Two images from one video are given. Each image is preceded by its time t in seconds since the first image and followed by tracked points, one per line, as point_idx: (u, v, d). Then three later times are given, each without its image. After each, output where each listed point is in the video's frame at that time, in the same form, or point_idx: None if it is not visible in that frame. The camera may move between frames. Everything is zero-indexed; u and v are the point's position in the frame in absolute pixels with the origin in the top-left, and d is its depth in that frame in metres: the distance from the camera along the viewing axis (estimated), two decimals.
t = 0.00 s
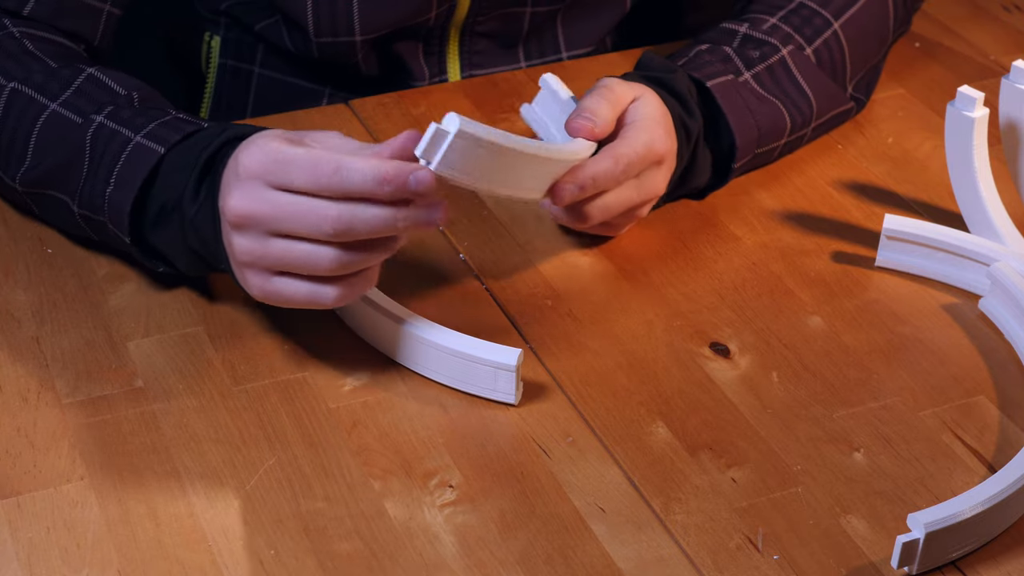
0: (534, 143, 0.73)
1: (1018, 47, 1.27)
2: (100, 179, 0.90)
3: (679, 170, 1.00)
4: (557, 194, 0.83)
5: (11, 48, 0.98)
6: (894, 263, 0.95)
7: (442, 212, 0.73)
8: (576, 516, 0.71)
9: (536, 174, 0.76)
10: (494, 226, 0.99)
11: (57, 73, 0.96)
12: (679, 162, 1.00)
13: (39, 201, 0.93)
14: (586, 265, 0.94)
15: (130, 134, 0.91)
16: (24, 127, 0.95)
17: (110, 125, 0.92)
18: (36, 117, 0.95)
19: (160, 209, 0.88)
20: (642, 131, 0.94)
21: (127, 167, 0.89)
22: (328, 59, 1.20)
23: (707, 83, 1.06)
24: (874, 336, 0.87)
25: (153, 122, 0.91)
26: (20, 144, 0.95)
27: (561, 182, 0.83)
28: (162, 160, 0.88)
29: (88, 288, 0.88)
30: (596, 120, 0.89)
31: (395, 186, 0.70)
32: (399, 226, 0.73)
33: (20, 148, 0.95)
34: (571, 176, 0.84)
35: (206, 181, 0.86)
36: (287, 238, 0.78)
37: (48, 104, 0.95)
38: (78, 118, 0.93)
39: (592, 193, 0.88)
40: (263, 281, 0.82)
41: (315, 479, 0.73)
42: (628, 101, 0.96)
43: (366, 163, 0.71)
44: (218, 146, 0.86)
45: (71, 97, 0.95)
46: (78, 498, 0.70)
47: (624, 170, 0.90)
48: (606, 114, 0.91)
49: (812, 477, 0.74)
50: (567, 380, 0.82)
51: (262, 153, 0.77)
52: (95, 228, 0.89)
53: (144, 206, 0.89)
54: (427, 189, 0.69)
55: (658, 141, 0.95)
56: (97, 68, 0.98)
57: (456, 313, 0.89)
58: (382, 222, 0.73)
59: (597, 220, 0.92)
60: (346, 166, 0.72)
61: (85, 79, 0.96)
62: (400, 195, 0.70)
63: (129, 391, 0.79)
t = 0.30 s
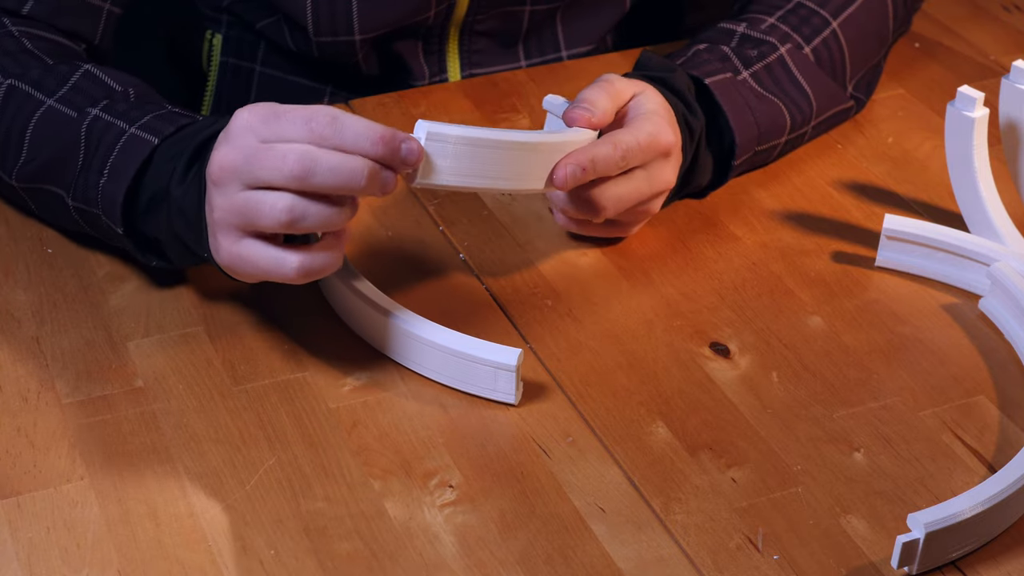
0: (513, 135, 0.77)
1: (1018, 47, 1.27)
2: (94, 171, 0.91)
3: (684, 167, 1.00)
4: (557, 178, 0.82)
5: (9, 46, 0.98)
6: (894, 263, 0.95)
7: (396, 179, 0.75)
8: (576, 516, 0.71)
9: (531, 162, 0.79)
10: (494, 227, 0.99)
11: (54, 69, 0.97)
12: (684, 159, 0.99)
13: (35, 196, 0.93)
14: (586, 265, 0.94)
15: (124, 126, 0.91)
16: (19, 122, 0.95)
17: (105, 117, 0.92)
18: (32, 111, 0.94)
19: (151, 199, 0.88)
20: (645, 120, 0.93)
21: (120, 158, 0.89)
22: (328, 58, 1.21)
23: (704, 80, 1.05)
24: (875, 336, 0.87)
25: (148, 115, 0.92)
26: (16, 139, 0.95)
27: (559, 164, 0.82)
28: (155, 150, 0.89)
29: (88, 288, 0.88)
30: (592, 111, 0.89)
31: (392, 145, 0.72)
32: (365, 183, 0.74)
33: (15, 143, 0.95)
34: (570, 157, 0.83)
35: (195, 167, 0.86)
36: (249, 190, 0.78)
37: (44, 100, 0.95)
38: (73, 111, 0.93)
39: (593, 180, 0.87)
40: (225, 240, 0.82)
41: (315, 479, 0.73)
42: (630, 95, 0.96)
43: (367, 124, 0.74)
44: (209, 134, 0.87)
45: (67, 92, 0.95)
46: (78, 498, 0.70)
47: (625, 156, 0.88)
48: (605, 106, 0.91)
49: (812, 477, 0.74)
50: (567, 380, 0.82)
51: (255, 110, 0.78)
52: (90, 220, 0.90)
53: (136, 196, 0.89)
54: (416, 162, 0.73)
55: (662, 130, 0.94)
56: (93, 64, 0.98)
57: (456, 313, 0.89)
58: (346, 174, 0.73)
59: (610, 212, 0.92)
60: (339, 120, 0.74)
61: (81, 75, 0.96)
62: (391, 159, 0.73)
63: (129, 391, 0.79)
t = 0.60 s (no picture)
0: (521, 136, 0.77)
1: (1018, 47, 1.27)
2: (95, 166, 0.91)
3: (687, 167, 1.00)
4: (563, 177, 0.82)
5: (9, 45, 0.98)
6: (894, 263, 0.95)
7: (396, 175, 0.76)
8: (576, 516, 0.71)
9: (537, 162, 0.80)
10: (495, 227, 0.99)
11: (54, 66, 0.97)
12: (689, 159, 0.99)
13: (36, 192, 0.93)
14: (586, 265, 0.94)
15: (125, 121, 0.91)
16: (20, 119, 0.95)
17: (106, 112, 0.92)
18: (32, 108, 0.94)
19: (153, 194, 0.88)
20: (657, 121, 0.93)
21: (121, 153, 0.89)
22: (320, 58, 1.21)
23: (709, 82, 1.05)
24: (875, 336, 0.87)
25: (149, 110, 0.92)
26: (16, 135, 0.95)
27: (566, 163, 0.82)
28: (156, 145, 0.89)
29: (88, 288, 0.88)
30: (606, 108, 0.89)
31: (398, 142, 0.73)
32: (363, 178, 0.74)
33: (15, 140, 0.94)
34: (578, 156, 0.83)
35: (195, 161, 0.86)
36: (248, 182, 0.77)
37: (45, 96, 0.95)
38: (74, 107, 0.93)
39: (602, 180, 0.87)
40: (224, 233, 0.82)
41: (314, 479, 0.73)
42: (644, 94, 0.96)
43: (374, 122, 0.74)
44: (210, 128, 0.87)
45: (68, 88, 0.95)
46: (78, 498, 0.70)
47: (633, 156, 0.88)
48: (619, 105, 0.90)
49: (812, 477, 0.74)
50: (567, 380, 0.82)
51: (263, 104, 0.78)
52: (90, 215, 0.90)
53: (137, 192, 0.89)
54: (422, 160, 0.74)
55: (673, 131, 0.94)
56: (93, 60, 0.98)
57: (456, 313, 0.89)
58: (348, 169, 0.74)
59: (615, 209, 0.92)
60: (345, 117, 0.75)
61: (82, 72, 0.96)
62: (396, 155, 0.74)
63: (129, 391, 0.79)
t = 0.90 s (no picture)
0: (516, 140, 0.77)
1: (1018, 47, 1.27)
2: (98, 171, 0.91)
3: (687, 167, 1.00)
4: (563, 177, 0.82)
5: (11, 45, 0.98)
6: (894, 263, 0.95)
7: (399, 191, 0.76)
8: (576, 516, 0.71)
9: (534, 163, 0.79)
10: (494, 227, 0.99)
11: (57, 68, 0.97)
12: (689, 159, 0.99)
13: (37, 195, 0.93)
14: (586, 265, 0.94)
15: (129, 126, 0.91)
16: (23, 122, 0.95)
17: (110, 117, 0.92)
18: (35, 111, 0.94)
19: (156, 200, 0.88)
20: (657, 119, 0.93)
21: (125, 158, 0.89)
22: (320, 57, 1.21)
23: (708, 80, 1.05)
24: (874, 336, 0.87)
25: (153, 115, 0.92)
26: (19, 138, 0.95)
27: (566, 163, 0.82)
28: (160, 152, 0.89)
29: (88, 288, 0.88)
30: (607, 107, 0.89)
31: (398, 156, 0.73)
32: (368, 194, 0.74)
33: (18, 143, 0.94)
34: (575, 157, 0.82)
35: (199, 173, 0.87)
36: (256, 199, 0.78)
37: (48, 99, 0.95)
38: (78, 111, 0.93)
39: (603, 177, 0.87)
40: (232, 247, 0.82)
41: (314, 479, 0.73)
42: (643, 94, 0.96)
43: (374, 136, 0.74)
44: (215, 138, 0.88)
45: (71, 91, 0.95)
46: (78, 498, 0.70)
47: (632, 155, 0.88)
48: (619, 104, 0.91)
49: (812, 477, 0.74)
50: (567, 380, 0.82)
51: (266, 120, 0.78)
52: (92, 220, 0.90)
53: (140, 198, 0.89)
54: (421, 167, 0.73)
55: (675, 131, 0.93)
56: (96, 64, 0.99)
57: (456, 313, 0.89)
58: (351, 184, 0.73)
59: (615, 209, 0.92)
60: (348, 133, 0.74)
61: (86, 75, 0.96)
62: (398, 168, 0.73)
63: (129, 391, 0.79)
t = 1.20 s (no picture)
0: (516, 149, 0.76)
1: (1018, 48, 1.27)
2: (102, 175, 0.91)
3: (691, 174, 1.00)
4: (555, 198, 0.85)
5: (12, 47, 0.98)
6: (894, 263, 0.95)
7: (405, 203, 0.76)
8: (576, 516, 0.71)
9: (520, 176, 0.79)
10: (494, 227, 0.99)
11: (60, 71, 0.97)
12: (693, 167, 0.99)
13: (38, 198, 0.93)
14: (586, 265, 0.94)
15: (134, 131, 0.91)
16: (25, 125, 0.95)
17: (114, 121, 0.92)
18: (38, 114, 0.94)
19: (160, 205, 0.88)
20: (658, 136, 0.93)
21: (129, 163, 0.90)
22: (314, 57, 1.21)
23: (718, 86, 1.05)
24: (874, 336, 0.87)
25: (157, 120, 0.92)
26: (21, 141, 0.95)
27: (557, 187, 0.85)
28: (164, 157, 0.89)
29: (88, 288, 0.88)
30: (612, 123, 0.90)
31: (404, 172, 0.72)
32: (373, 207, 0.74)
33: (20, 146, 0.94)
34: (568, 181, 0.85)
35: (203, 178, 0.87)
36: (258, 205, 0.78)
37: (50, 102, 0.95)
38: (82, 115, 0.94)
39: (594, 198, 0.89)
40: (235, 251, 0.82)
41: (314, 479, 0.73)
42: (650, 105, 0.96)
43: (380, 151, 0.73)
44: (219, 142, 0.87)
45: (74, 95, 0.95)
46: (78, 498, 0.70)
47: (627, 176, 0.89)
48: (624, 120, 0.91)
49: (812, 477, 0.74)
50: (567, 380, 0.82)
51: (273, 128, 0.78)
52: (95, 224, 0.89)
53: (144, 203, 0.89)
54: (427, 185, 0.73)
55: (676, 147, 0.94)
56: (100, 67, 0.99)
57: (456, 313, 0.89)
58: (355, 198, 0.73)
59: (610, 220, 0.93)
60: (353, 146, 0.74)
61: (89, 78, 0.97)
62: (402, 183, 0.73)
63: (129, 392, 0.79)
